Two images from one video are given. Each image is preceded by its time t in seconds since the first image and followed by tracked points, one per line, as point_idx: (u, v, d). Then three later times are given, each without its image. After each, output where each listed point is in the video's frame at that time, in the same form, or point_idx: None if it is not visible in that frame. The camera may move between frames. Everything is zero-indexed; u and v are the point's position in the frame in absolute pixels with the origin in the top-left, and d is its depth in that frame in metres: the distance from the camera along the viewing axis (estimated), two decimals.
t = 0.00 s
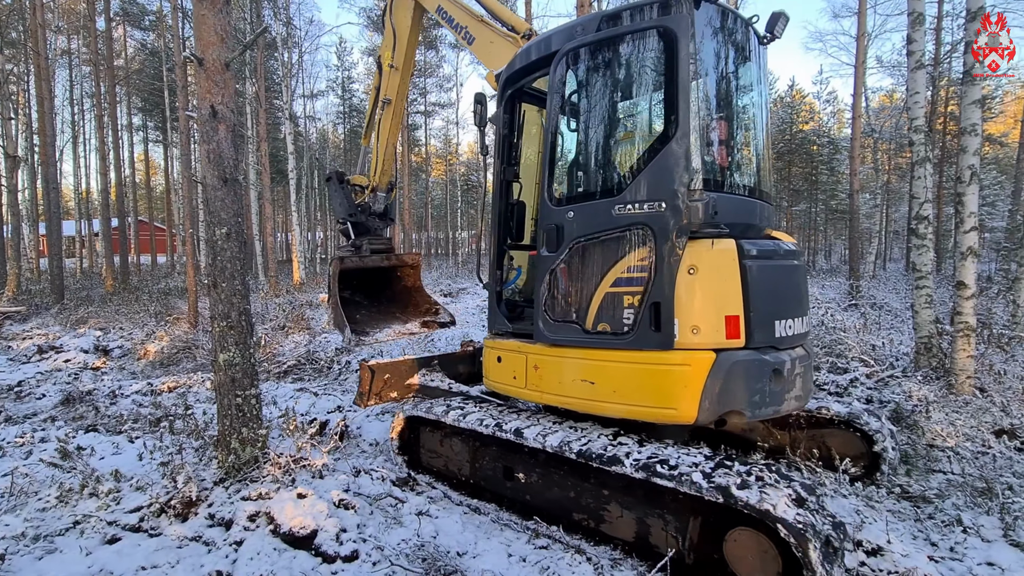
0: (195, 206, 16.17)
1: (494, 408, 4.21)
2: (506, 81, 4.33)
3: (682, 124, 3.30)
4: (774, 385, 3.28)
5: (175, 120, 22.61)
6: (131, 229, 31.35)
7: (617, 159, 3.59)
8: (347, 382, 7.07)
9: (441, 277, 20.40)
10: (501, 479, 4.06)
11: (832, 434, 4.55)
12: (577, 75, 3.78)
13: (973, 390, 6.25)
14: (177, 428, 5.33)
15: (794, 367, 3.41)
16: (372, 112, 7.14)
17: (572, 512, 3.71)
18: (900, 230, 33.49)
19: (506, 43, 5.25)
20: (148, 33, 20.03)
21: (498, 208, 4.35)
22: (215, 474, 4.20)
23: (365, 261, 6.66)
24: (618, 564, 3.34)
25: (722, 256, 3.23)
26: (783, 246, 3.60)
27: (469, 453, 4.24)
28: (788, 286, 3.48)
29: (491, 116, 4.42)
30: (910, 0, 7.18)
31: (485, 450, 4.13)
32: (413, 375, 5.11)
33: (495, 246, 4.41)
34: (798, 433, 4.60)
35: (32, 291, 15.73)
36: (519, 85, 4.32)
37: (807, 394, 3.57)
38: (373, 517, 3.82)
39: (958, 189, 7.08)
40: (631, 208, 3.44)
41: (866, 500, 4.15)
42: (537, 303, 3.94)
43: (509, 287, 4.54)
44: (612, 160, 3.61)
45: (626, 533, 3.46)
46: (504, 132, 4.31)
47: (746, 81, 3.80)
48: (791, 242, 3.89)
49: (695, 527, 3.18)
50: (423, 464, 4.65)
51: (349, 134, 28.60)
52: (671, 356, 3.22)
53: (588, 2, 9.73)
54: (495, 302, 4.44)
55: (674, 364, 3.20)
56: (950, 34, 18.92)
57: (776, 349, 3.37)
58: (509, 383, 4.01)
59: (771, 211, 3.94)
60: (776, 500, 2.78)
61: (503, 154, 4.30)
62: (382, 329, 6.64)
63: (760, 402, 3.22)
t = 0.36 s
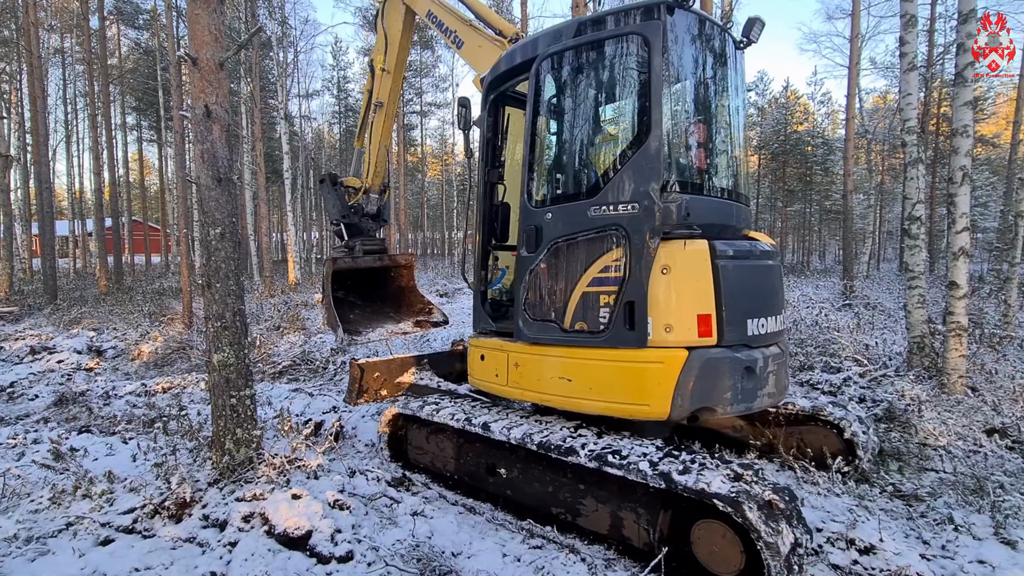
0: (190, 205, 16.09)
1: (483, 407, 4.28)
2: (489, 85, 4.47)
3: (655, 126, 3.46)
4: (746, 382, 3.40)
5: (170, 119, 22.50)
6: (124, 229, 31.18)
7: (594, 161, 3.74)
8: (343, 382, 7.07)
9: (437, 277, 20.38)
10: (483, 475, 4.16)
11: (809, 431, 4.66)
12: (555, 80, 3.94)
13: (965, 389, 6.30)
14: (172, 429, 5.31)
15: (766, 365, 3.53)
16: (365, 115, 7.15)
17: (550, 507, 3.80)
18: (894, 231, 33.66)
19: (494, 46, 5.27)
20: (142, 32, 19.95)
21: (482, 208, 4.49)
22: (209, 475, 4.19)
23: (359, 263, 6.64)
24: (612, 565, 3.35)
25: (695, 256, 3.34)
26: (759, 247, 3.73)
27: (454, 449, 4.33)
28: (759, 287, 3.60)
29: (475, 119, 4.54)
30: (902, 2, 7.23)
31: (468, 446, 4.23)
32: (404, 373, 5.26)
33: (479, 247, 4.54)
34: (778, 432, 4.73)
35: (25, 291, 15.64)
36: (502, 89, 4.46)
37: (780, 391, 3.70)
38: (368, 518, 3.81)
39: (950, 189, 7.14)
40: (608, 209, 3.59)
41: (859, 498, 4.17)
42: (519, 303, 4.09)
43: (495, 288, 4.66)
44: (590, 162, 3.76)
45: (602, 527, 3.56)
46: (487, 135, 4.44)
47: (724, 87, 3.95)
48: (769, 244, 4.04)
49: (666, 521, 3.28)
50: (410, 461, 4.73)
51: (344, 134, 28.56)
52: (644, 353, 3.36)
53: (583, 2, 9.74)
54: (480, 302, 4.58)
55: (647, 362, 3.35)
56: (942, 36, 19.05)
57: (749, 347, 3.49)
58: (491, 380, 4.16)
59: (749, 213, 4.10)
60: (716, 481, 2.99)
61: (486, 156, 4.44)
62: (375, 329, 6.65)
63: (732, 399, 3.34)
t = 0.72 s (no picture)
0: (185, 206, 16.03)
1: (475, 406, 4.31)
2: (477, 87, 4.54)
3: (633, 131, 3.51)
4: (722, 382, 3.49)
5: (166, 119, 22.42)
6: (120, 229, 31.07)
7: (576, 164, 3.81)
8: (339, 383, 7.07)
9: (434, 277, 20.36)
10: (468, 471, 4.21)
11: (791, 431, 4.66)
12: (539, 83, 4.00)
13: (959, 389, 6.34)
14: (167, 430, 5.30)
15: (743, 365, 3.62)
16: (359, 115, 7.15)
17: (533, 503, 3.84)
18: (888, 231, 33.81)
19: (484, 47, 5.26)
20: (138, 32, 19.87)
21: (469, 210, 4.57)
22: (205, 476, 4.18)
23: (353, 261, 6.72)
24: (608, 568, 3.33)
25: (672, 258, 3.42)
26: (739, 250, 3.84)
27: (441, 446, 4.39)
28: (737, 290, 3.70)
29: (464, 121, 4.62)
30: (897, 5, 7.27)
31: (454, 443, 4.29)
32: (394, 370, 5.65)
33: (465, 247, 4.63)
34: (761, 430, 4.79)
35: (19, 292, 15.57)
36: (489, 91, 4.53)
37: (758, 390, 3.81)
38: (365, 519, 3.81)
39: (944, 190, 7.17)
40: (589, 212, 3.66)
41: (855, 497, 4.20)
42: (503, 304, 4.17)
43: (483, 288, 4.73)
44: (571, 165, 3.84)
45: (580, 522, 3.61)
46: (475, 137, 4.53)
47: (707, 90, 4.04)
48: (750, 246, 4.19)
49: (641, 515, 3.35)
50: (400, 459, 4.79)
51: (341, 134, 28.51)
52: (622, 353, 3.43)
53: (579, 3, 9.74)
54: (467, 302, 4.66)
55: (626, 361, 3.41)
56: (937, 38, 19.15)
57: (726, 348, 3.58)
58: (476, 378, 4.24)
59: (731, 215, 4.20)
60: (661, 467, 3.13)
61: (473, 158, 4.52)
62: (369, 327, 6.75)
63: (707, 398, 3.44)
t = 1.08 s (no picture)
0: (181, 205, 15.97)
1: (467, 404, 4.37)
2: (464, 90, 4.60)
3: (612, 134, 3.58)
4: (699, 377, 3.57)
5: (161, 118, 22.31)
6: (115, 229, 30.90)
7: (558, 166, 3.88)
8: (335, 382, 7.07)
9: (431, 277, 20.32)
10: (456, 466, 4.28)
11: (771, 426, 4.78)
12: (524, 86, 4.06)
13: (954, 387, 6.37)
14: (163, 431, 5.28)
15: (721, 361, 3.70)
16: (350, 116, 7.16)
17: (516, 497, 3.92)
18: (883, 231, 33.95)
19: (473, 50, 5.27)
20: (132, 31, 19.77)
21: (456, 210, 4.62)
22: (202, 476, 4.17)
23: (343, 260, 6.82)
24: (606, 567, 3.33)
25: (650, 257, 3.50)
26: (718, 249, 3.92)
27: (429, 441, 4.47)
28: (716, 287, 3.78)
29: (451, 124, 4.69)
30: (893, 5, 7.31)
31: (442, 438, 4.37)
32: (384, 369, 5.75)
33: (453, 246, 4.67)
34: (742, 425, 4.90)
35: (13, 292, 15.48)
36: (476, 94, 4.58)
37: (737, 385, 3.89)
38: (362, 518, 3.81)
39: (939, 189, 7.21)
40: (571, 213, 3.71)
41: (850, 495, 4.22)
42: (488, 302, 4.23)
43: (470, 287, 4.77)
44: (554, 166, 3.90)
45: (561, 514, 3.69)
46: (462, 139, 4.59)
47: (687, 94, 4.16)
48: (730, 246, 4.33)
49: (619, 506, 3.43)
50: (390, 455, 4.87)
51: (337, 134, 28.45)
52: (602, 350, 3.50)
53: (576, 3, 9.75)
54: (454, 301, 4.71)
55: (606, 358, 3.48)
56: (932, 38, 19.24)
57: (704, 345, 3.66)
58: (463, 375, 4.30)
59: (711, 216, 4.30)
60: (615, 453, 3.33)
61: (460, 159, 4.57)
62: (359, 326, 6.88)
63: (685, 394, 3.52)
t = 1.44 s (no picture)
0: (177, 206, 15.91)
1: (452, 401, 4.51)
2: (450, 97, 4.67)
3: (589, 138, 3.68)
4: (676, 374, 3.71)
5: (156, 119, 22.21)
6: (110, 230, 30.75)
7: (540, 169, 3.95)
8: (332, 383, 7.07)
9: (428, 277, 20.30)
10: (443, 462, 4.41)
11: (752, 422, 4.90)
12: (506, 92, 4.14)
13: (949, 386, 6.42)
14: (160, 433, 5.27)
15: (698, 359, 3.84)
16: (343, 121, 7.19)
17: (501, 491, 4.04)
18: (878, 231, 34.08)
19: (461, 56, 5.31)
20: (127, 31, 19.69)
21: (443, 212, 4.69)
22: (199, 478, 4.16)
23: (337, 263, 6.86)
24: (602, 567, 3.34)
25: (628, 258, 3.63)
26: (697, 250, 4.07)
27: (417, 439, 4.59)
28: (693, 286, 3.92)
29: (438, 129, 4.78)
30: (887, 6, 7.34)
31: (430, 436, 4.48)
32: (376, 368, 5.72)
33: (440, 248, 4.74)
34: (723, 421, 5.01)
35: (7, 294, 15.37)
36: (462, 100, 4.65)
37: (714, 382, 4.03)
38: (360, 520, 3.81)
39: (934, 189, 7.24)
40: (551, 215, 3.80)
41: (847, 493, 4.24)
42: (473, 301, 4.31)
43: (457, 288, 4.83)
44: (535, 170, 3.98)
45: (543, 508, 3.81)
46: (448, 144, 4.66)
47: (667, 99, 4.29)
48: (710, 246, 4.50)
49: (598, 498, 3.56)
50: (379, 452, 4.98)
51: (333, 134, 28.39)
52: (581, 347, 3.61)
53: (573, 3, 9.75)
54: (442, 301, 4.78)
55: (586, 355, 3.58)
56: (926, 39, 19.36)
57: (681, 342, 3.80)
58: (449, 373, 4.41)
59: (691, 217, 4.44)
60: (572, 442, 3.56)
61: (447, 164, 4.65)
62: (353, 327, 6.93)
63: (662, 390, 3.67)
